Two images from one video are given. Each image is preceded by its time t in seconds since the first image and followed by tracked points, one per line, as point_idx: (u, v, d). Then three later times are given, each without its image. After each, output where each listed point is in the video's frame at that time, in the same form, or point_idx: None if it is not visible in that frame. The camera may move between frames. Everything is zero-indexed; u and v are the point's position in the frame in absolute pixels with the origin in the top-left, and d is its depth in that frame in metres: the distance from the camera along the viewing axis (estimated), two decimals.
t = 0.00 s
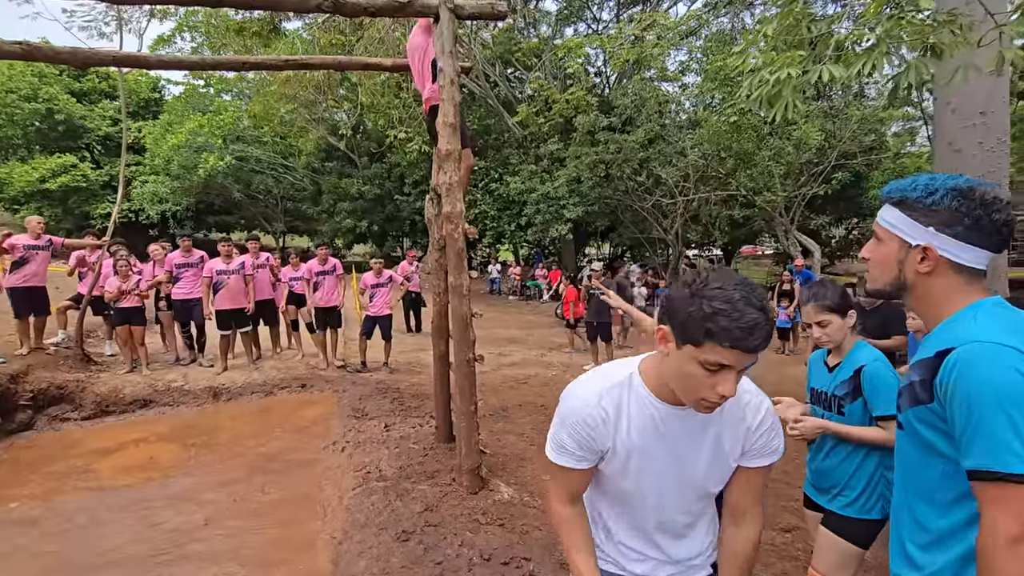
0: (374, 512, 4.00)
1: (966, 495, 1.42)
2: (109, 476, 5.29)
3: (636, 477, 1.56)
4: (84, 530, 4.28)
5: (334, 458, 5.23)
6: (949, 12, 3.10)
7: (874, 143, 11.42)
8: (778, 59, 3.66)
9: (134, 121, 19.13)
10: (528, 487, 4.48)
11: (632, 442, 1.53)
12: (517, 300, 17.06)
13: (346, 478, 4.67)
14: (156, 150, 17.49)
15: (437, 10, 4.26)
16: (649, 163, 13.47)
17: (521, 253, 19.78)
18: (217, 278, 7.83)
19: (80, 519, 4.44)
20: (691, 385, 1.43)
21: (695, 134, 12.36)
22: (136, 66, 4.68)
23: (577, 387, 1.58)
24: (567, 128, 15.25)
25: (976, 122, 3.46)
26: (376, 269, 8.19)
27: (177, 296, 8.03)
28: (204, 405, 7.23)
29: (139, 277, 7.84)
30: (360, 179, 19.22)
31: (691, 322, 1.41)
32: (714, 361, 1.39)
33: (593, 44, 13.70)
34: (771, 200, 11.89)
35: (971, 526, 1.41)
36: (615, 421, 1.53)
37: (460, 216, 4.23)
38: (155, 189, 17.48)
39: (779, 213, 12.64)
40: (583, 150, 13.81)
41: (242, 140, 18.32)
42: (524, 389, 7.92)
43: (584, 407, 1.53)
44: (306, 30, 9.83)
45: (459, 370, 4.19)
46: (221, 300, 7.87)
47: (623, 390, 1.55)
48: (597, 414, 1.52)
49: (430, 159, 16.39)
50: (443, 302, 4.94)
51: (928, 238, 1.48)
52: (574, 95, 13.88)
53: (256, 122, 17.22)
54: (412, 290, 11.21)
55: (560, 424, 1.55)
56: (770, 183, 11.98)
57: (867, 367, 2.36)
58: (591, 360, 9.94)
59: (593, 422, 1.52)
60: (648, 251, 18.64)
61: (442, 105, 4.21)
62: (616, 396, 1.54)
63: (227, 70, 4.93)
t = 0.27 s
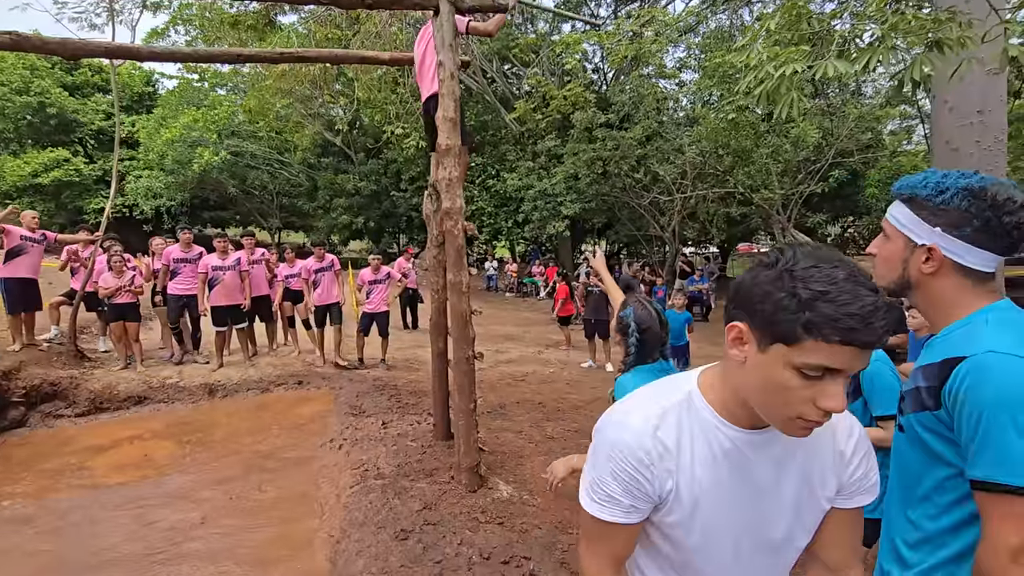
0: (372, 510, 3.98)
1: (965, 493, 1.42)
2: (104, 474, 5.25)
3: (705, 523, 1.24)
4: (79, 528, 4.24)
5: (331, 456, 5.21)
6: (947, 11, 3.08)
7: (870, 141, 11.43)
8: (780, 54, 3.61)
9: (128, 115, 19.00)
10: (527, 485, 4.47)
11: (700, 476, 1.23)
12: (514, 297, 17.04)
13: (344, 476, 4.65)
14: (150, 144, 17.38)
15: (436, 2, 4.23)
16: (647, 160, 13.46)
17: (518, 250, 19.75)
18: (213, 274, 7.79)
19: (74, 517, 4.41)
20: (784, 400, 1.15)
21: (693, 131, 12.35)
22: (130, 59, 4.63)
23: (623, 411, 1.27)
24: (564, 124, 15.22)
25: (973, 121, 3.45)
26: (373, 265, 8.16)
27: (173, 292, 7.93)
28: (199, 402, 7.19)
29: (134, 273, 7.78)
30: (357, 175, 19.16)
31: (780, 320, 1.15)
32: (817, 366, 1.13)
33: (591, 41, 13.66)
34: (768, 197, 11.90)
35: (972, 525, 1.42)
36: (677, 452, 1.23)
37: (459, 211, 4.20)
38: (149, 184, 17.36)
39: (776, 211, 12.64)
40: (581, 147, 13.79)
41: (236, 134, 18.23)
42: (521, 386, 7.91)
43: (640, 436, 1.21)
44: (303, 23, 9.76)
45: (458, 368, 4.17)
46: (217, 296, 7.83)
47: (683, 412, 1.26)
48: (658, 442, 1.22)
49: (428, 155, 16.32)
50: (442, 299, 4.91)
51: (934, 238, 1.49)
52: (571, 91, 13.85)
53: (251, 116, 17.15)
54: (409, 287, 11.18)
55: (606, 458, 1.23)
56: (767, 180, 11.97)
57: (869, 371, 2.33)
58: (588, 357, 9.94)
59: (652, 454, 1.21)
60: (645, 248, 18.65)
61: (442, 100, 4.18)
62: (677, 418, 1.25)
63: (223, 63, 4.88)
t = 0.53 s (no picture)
0: (375, 504, 4.00)
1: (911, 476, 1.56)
2: (103, 468, 5.25)
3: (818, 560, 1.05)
4: (80, 522, 4.24)
5: (332, 450, 5.21)
6: (945, 10, 3.08)
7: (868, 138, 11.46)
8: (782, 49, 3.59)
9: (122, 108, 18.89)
10: (529, 479, 4.50)
11: (808, 501, 1.04)
12: (511, 293, 17.05)
13: (346, 471, 4.66)
14: (145, 137, 17.27)
15: None
16: (645, 156, 13.47)
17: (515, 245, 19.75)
18: (211, 268, 7.77)
19: (75, 511, 4.41)
20: (918, 402, 0.96)
21: (691, 127, 12.35)
22: (128, 51, 4.58)
23: (709, 426, 1.11)
24: (562, 120, 15.21)
25: (970, 120, 3.46)
26: (372, 260, 8.15)
27: (173, 287, 7.78)
28: (198, 396, 7.19)
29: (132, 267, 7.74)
30: (353, 169, 19.11)
31: (914, 305, 0.96)
32: (963, 362, 0.94)
33: (590, 36, 13.64)
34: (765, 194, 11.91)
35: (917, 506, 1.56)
36: (783, 475, 1.05)
37: (462, 207, 4.20)
38: (144, 178, 17.24)
39: (773, 207, 12.68)
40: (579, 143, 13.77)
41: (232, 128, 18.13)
42: (519, 381, 7.93)
43: (734, 454, 1.05)
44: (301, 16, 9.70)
45: (460, 363, 4.19)
46: (216, 291, 7.82)
47: (778, 426, 1.09)
48: (758, 462, 1.05)
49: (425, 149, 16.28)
50: (443, 294, 4.92)
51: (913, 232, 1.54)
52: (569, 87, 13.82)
53: (247, 109, 17.06)
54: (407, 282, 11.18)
55: (693, 484, 1.07)
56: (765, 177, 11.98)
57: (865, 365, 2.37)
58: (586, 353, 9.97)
59: (750, 476, 1.04)
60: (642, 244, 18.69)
61: (446, 95, 4.17)
62: (771, 432, 1.08)
63: (223, 56, 4.85)
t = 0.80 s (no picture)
0: (375, 496, 4.00)
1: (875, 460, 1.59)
2: (99, 461, 5.22)
3: None
4: (76, 515, 4.21)
5: (329, 443, 5.21)
6: (941, 6, 3.09)
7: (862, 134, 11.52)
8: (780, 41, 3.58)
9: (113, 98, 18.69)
10: (527, 471, 4.51)
11: None
12: (506, 287, 17.05)
13: (344, 463, 4.66)
14: (136, 129, 17.15)
15: None
16: (641, 151, 13.48)
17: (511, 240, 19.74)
18: (206, 261, 7.74)
19: (71, 504, 4.38)
20: None
21: (687, 122, 12.36)
22: (122, 40, 4.52)
23: (880, 456, 0.84)
24: (558, 114, 15.18)
25: (964, 116, 3.48)
26: (368, 253, 8.11)
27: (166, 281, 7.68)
28: (194, 389, 7.16)
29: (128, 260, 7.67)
30: (347, 162, 19.04)
31: None
32: None
33: (585, 30, 13.60)
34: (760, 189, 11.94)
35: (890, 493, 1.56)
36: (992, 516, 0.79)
37: (461, 200, 4.18)
38: (135, 170, 17.08)
39: (768, 203, 12.72)
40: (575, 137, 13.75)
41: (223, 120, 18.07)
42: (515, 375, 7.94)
43: (927, 503, 0.79)
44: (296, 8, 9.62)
45: (459, 355, 4.18)
46: (210, 283, 7.77)
47: (975, 451, 0.81)
48: (961, 512, 0.78)
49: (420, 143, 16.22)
50: (441, 287, 4.91)
51: (880, 225, 1.54)
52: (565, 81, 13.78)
53: (240, 101, 16.96)
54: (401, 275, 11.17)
55: (865, 531, 0.84)
56: (760, 172, 12.02)
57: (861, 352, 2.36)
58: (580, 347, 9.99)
59: (956, 533, 0.79)
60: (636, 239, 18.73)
61: (445, 88, 4.15)
62: (970, 463, 0.81)
63: (218, 46, 4.80)
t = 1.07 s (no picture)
0: (368, 489, 4.01)
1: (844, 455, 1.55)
2: (91, 455, 5.20)
3: None
4: (67, 509, 4.19)
5: (323, 437, 5.21)
6: (933, 5, 3.11)
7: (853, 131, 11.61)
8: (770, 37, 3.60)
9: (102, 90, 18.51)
10: (520, 465, 4.54)
11: None
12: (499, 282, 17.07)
13: (337, 456, 4.67)
14: (126, 121, 16.98)
15: None
16: (635, 146, 13.51)
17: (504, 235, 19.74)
18: (198, 254, 7.68)
19: (62, 498, 4.36)
20: None
21: (680, 118, 12.39)
22: (113, 31, 4.47)
23: None
24: (551, 109, 15.16)
25: (952, 114, 3.54)
26: (360, 247, 8.07)
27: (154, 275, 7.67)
28: (186, 383, 7.13)
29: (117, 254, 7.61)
30: (340, 156, 18.96)
31: None
32: None
33: (579, 25, 13.60)
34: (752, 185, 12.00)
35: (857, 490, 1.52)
36: None
37: (456, 194, 4.18)
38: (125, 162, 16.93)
39: (760, 199, 12.79)
40: (569, 132, 13.75)
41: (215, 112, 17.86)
42: (508, 369, 7.96)
43: None
44: None
45: (452, 349, 4.19)
46: (202, 277, 7.72)
47: None
48: None
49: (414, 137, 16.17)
50: (435, 282, 4.90)
51: (844, 221, 1.51)
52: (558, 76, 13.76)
53: (232, 94, 16.81)
54: (394, 270, 11.14)
55: None
56: (751, 169, 12.09)
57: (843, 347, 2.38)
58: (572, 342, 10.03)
59: None
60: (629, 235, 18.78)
61: (440, 82, 4.14)
62: None
63: (210, 38, 4.76)
